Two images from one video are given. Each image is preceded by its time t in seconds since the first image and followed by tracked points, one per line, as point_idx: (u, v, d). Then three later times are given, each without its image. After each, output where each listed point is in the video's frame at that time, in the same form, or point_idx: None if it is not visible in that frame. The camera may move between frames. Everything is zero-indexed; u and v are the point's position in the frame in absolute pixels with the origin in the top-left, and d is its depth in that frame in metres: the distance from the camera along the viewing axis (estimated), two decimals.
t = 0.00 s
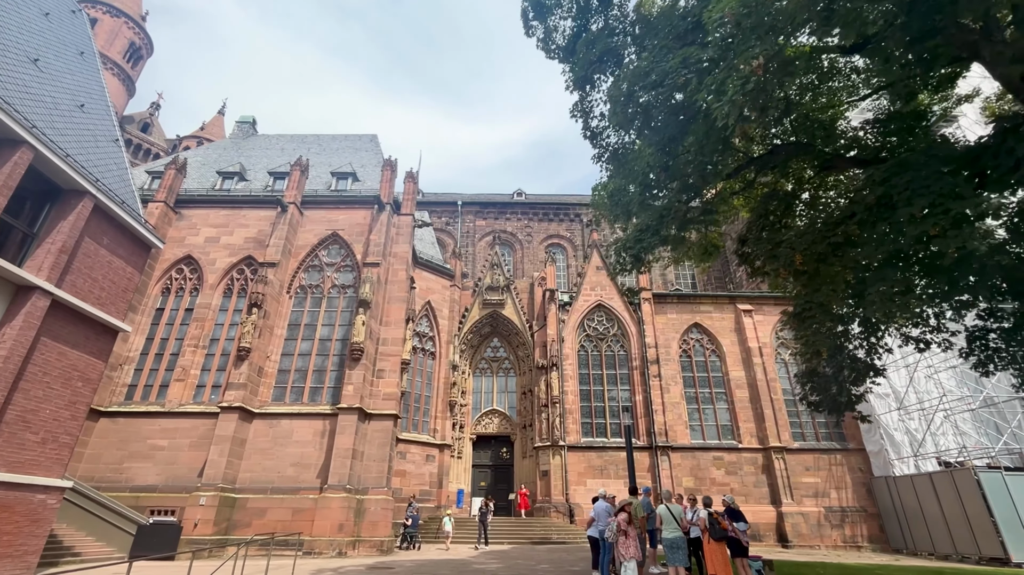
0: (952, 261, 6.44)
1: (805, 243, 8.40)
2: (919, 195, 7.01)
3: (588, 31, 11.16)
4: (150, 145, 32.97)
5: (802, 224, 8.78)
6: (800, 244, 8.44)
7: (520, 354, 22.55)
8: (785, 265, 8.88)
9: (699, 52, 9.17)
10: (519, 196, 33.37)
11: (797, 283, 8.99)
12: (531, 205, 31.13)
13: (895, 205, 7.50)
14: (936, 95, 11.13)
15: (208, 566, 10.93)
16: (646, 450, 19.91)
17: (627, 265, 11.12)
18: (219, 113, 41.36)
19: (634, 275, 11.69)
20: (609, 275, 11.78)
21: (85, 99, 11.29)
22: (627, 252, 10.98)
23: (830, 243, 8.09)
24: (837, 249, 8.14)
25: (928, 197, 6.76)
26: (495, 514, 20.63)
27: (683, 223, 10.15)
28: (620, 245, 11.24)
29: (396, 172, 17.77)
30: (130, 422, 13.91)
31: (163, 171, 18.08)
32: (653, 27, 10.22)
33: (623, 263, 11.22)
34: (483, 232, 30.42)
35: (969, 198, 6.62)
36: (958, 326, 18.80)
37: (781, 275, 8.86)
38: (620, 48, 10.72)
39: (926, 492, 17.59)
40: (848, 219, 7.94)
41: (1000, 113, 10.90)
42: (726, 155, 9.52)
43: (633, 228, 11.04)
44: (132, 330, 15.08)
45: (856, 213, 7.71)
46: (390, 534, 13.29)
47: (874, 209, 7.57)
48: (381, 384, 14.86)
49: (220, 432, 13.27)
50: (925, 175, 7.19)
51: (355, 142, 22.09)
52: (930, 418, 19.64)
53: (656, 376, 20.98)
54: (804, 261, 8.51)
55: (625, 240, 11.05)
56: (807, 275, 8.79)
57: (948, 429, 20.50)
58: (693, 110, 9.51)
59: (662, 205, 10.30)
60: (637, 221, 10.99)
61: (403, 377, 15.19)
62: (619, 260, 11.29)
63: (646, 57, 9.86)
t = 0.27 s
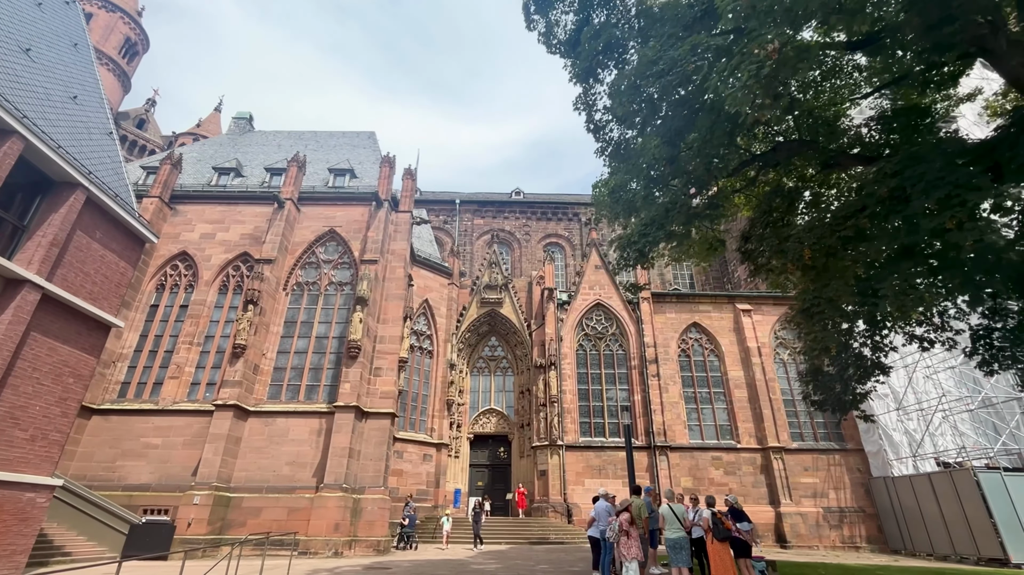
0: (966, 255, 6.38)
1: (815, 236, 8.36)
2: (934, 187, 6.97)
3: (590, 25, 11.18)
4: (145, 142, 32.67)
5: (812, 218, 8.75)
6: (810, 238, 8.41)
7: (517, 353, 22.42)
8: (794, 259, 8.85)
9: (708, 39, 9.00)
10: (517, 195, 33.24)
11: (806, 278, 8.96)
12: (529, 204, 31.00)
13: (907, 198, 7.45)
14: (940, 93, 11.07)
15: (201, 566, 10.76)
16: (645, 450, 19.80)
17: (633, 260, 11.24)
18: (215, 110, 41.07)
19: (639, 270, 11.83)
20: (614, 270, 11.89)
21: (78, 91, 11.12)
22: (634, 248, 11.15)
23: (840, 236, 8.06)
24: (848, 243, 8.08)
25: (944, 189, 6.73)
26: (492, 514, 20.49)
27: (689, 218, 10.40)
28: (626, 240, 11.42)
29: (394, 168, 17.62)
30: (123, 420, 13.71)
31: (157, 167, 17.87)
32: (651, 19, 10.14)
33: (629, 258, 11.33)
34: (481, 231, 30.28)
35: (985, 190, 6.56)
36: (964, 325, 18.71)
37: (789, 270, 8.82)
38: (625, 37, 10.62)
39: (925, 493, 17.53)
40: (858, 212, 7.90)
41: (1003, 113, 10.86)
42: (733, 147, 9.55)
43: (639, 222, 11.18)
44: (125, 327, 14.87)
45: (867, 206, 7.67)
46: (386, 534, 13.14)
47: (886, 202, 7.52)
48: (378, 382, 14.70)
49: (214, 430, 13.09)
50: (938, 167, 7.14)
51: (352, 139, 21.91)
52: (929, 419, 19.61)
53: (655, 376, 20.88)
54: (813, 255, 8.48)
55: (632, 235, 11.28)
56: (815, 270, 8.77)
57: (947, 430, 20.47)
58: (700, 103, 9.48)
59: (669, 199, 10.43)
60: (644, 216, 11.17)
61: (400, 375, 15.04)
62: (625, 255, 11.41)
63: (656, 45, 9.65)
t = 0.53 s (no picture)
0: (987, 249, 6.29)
1: (828, 232, 8.22)
2: (953, 180, 6.88)
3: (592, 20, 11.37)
4: (140, 138, 32.35)
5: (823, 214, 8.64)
6: (822, 234, 8.27)
7: (515, 352, 22.27)
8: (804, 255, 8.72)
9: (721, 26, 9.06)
10: (515, 194, 33.08)
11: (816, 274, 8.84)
12: (527, 203, 30.86)
13: (923, 192, 7.36)
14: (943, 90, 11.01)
15: (194, 567, 10.56)
16: (643, 451, 19.67)
17: (638, 256, 11.09)
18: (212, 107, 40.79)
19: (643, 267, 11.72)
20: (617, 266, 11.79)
21: (71, 82, 10.95)
22: (640, 244, 11.01)
23: (853, 232, 7.95)
24: (861, 238, 7.97)
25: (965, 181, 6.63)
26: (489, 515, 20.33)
27: (696, 214, 10.35)
28: (631, 237, 11.31)
29: (392, 165, 17.44)
30: (116, 419, 13.50)
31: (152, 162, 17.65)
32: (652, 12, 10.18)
33: (634, 254, 11.18)
34: (479, 230, 30.11)
35: (1006, 183, 6.49)
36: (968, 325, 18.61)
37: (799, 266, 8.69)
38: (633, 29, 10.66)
39: (924, 495, 17.46)
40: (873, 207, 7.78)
41: (1006, 110, 10.85)
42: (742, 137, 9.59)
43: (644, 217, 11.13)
44: (118, 324, 14.65)
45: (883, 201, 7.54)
46: (383, 535, 12.97)
47: (902, 197, 7.40)
48: (375, 381, 14.52)
49: (209, 429, 12.90)
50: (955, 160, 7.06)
51: (350, 136, 21.72)
52: (928, 420, 19.57)
53: (653, 376, 20.76)
54: (824, 251, 8.35)
55: (637, 231, 11.19)
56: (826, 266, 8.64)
57: (945, 431, 20.44)
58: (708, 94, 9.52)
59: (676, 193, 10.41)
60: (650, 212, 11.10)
61: (398, 373, 14.86)
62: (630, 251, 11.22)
63: (665, 33, 9.63)
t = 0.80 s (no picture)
0: (1010, 244, 6.23)
1: (839, 229, 8.14)
2: (971, 174, 6.81)
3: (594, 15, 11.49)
4: (135, 135, 32.05)
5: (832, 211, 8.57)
6: (833, 231, 8.19)
7: (512, 353, 22.14)
8: (813, 252, 8.64)
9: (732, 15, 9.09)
10: (513, 194, 32.96)
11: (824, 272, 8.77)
12: (525, 204, 30.74)
13: (938, 187, 7.30)
14: (944, 88, 10.98)
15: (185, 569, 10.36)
16: (640, 452, 19.56)
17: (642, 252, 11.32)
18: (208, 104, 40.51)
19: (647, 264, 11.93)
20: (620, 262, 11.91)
21: (63, 73, 10.80)
22: (645, 241, 11.23)
23: (864, 228, 7.88)
24: (872, 235, 7.88)
25: (983, 175, 6.59)
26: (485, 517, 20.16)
27: (702, 209, 10.40)
28: (636, 233, 11.48)
29: (390, 163, 17.29)
30: (107, 417, 13.28)
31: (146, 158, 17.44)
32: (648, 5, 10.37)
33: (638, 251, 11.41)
34: (476, 230, 29.97)
35: None
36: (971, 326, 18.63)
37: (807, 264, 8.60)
38: (637, 21, 10.75)
39: (921, 497, 17.41)
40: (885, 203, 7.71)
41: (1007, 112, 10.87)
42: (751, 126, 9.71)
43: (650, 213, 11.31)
44: (110, 322, 14.44)
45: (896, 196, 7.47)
46: (378, 536, 12.79)
47: (916, 192, 7.33)
48: (371, 380, 14.35)
49: (201, 429, 12.70)
50: (970, 154, 7.03)
51: (348, 134, 21.55)
52: (926, 422, 19.55)
53: (651, 377, 20.65)
54: (834, 248, 8.28)
55: (642, 227, 11.32)
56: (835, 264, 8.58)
57: (942, 434, 20.44)
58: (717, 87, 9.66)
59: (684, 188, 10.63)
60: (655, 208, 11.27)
61: (394, 373, 14.69)
62: (633, 248, 11.51)
63: (672, 24, 9.68)
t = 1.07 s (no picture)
0: None
1: (847, 224, 8.08)
2: (987, 167, 6.81)
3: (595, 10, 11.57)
4: (128, 132, 31.72)
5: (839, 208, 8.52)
6: (842, 226, 8.12)
7: (509, 354, 22.01)
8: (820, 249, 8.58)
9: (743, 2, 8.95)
10: (509, 195, 32.85)
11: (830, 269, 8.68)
12: (521, 204, 30.63)
13: (950, 181, 7.31)
14: (944, 89, 11.02)
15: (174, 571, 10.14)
16: (637, 454, 19.44)
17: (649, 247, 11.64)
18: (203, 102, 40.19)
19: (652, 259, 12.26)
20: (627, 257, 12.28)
21: (54, 66, 10.95)
22: (651, 236, 11.55)
23: (873, 224, 7.82)
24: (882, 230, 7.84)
25: (1000, 169, 6.60)
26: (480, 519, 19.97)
27: (709, 202, 10.59)
28: (643, 228, 11.80)
29: (387, 161, 17.14)
30: (96, 417, 13.04)
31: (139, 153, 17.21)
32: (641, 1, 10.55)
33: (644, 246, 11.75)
34: (473, 230, 29.82)
35: None
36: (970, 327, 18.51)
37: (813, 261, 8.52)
38: (639, 15, 10.82)
39: (918, 500, 17.38)
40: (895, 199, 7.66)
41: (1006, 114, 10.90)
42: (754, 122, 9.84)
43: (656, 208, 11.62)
44: (100, 320, 14.19)
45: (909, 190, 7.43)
46: (372, 538, 12.60)
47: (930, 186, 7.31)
48: (366, 380, 14.17)
49: (193, 428, 12.49)
50: (984, 147, 7.05)
51: (344, 132, 21.37)
52: (922, 425, 19.57)
53: (648, 379, 20.55)
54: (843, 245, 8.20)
55: (648, 223, 11.63)
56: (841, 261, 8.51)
57: (938, 436, 20.47)
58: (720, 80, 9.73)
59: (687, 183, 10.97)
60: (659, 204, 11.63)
61: (389, 373, 14.52)
62: (639, 243, 11.84)
63: (680, 14, 9.72)
